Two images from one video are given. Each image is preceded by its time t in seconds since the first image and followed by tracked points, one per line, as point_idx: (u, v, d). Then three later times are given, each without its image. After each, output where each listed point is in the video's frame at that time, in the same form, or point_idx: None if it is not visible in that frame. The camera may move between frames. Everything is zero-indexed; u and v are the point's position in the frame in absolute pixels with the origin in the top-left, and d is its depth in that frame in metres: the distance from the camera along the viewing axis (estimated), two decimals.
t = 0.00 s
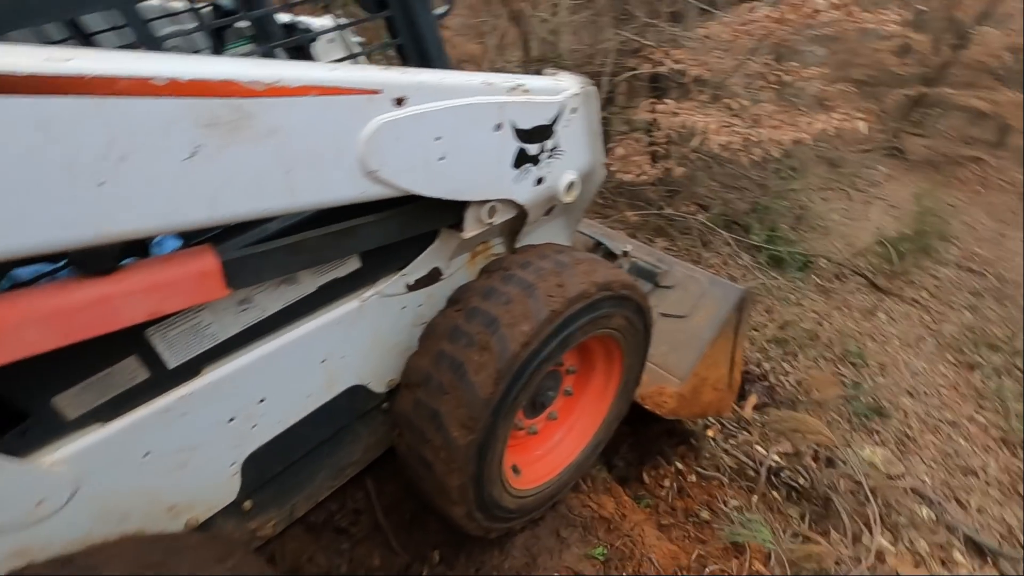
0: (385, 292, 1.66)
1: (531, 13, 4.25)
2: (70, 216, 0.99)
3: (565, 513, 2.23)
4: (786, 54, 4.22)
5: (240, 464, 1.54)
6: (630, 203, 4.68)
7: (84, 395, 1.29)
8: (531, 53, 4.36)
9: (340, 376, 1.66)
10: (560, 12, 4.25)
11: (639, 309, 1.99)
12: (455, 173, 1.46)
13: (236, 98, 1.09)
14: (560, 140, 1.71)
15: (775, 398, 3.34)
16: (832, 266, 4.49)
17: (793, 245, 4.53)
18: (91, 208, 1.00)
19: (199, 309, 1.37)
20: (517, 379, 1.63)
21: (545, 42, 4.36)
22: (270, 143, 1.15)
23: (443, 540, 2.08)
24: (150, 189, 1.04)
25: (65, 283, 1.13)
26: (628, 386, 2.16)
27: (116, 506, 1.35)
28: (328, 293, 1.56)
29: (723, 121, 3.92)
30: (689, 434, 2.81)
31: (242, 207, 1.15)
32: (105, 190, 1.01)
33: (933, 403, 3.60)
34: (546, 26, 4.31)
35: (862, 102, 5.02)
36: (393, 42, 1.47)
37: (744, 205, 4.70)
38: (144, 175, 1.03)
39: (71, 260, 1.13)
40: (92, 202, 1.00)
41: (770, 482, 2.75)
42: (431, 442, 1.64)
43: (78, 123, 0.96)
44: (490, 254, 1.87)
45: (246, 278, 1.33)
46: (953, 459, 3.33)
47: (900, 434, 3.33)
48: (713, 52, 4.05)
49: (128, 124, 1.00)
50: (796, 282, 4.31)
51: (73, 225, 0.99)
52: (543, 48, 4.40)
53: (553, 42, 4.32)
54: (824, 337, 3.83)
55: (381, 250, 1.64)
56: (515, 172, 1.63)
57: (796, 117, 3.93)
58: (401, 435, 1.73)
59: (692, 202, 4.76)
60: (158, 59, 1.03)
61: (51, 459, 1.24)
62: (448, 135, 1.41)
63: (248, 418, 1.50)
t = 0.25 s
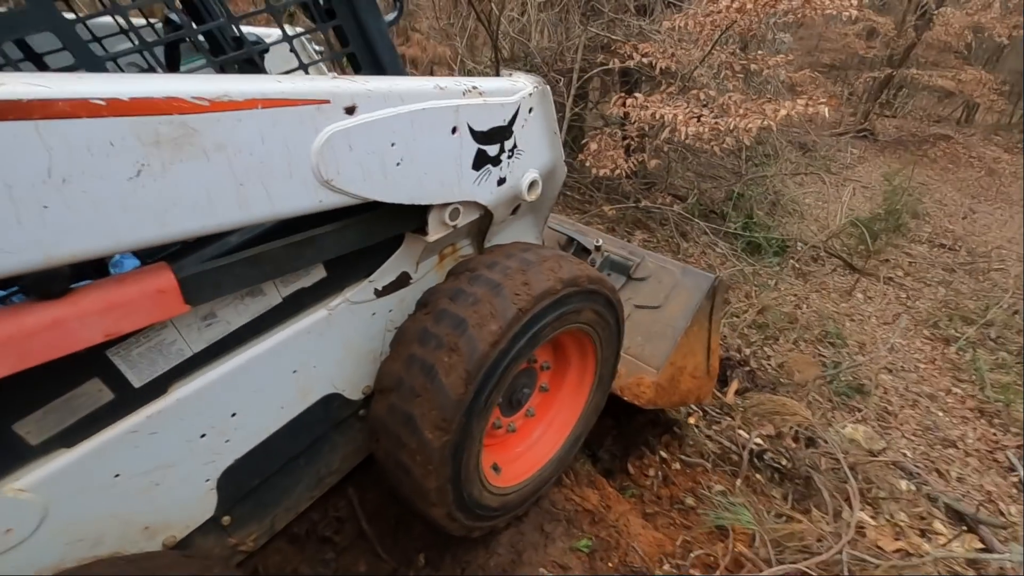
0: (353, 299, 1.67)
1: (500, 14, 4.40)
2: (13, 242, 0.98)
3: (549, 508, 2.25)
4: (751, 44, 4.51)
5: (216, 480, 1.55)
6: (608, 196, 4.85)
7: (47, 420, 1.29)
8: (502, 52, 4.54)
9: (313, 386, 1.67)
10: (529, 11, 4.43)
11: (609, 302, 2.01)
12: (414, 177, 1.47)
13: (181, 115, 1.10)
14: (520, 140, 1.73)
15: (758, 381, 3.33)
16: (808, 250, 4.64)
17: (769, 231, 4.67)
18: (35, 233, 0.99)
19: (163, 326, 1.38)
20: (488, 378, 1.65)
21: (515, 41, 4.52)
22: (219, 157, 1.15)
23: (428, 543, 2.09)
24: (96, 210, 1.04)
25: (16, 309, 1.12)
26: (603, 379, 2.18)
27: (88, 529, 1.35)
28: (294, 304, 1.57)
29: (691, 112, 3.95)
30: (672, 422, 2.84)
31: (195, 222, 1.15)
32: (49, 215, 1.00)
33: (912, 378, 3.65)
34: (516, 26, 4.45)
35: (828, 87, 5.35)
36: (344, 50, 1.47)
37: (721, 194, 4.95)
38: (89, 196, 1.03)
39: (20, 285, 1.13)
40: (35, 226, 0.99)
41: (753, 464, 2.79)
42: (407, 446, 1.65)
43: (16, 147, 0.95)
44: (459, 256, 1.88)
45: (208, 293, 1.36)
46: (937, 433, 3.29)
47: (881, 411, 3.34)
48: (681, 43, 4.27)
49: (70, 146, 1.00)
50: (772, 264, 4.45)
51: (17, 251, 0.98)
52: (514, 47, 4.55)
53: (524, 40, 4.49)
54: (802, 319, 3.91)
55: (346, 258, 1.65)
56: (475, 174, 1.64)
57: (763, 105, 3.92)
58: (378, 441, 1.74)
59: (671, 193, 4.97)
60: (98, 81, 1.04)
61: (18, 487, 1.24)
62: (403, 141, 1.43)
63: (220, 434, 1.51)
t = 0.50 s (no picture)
0: (355, 305, 1.66)
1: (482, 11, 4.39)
2: (11, 262, 0.97)
3: (557, 504, 2.24)
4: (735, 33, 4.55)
5: (223, 493, 1.55)
6: (598, 190, 4.76)
7: (50, 442, 1.27)
8: (486, 50, 4.51)
9: (317, 394, 1.66)
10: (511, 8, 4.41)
11: (610, 296, 2.01)
12: (412, 180, 1.47)
13: (178, 125, 1.08)
14: (516, 138, 1.72)
15: (754, 369, 3.34)
16: (797, 236, 4.68)
17: (759, 219, 4.71)
18: (33, 252, 0.98)
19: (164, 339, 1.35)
20: (495, 379, 1.65)
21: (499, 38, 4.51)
22: (218, 166, 1.14)
23: (438, 545, 2.08)
24: (94, 226, 1.02)
25: (15, 330, 1.12)
26: (606, 374, 2.18)
27: (95, 546, 1.40)
28: (296, 312, 1.55)
29: (678, 103, 3.94)
30: (673, 413, 2.84)
31: (195, 233, 1.14)
32: (47, 232, 0.99)
33: (905, 358, 3.66)
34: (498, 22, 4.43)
35: (810, 73, 5.38)
36: (337, 54, 1.46)
37: (709, 183, 4.92)
38: (87, 212, 1.02)
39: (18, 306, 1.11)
40: (33, 246, 0.98)
41: (755, 452, 2.80)
42: (415, 450, 1.65)
43: (11, 165, 0.94)
44: (458, 257, 1.87)
45: (212, 302, 1.34)
46: (930, 411, 3.33)
47: (876, 392, 3.36)
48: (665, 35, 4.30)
49: (66, 161, 0.98)
50: (762, 251, 4.48)
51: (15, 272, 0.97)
52: (498, 44, 4.54)
53: (508, 37, 4.48)
54: (796, 304, 3.92)
55: (346, 263, 1.63)
56: (473, 173, 1.64)
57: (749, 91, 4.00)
58: (386, 446, 1.73)
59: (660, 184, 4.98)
60: (92, 93, 1.02)
61: (23, 510, 1.27)
62: (401, 143, 1.42)
63: (226, 447, 1.50)
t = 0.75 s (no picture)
0: (336, 296, 1.62)
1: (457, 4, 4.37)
2: None
3: (553, 491, 2.22)
4: (712, 17, 4.56)
5: (208, 495, 1.51)
6: (581, 179, 4.81)
7: (22, 448, 1.23)
8: (462, 43, 4.49)
9: (301, 390, 1.62)
10: None
11: (596, 278, 1.99)
12: (388, 163, 1.43)
13: (135, 108, 1.04)
14: (493, 119, 1.70)
15: (744, 350, 3.34)
16: (782, 218, 4.70)
17: (742, 202, 4.72)
18: None
19: (136, 339, 1.32)
20: (482, 365, 1.62)
21: (475, 31, 4.49)
22: (181, 151, 1.10)
23: (434, 538, 2.04)
24: (50, 215, 0.98)
25: None
26: (595, 357, 2.16)
27: (76, 557, 1.33)
28: (274, 305, 1.52)
29: (658, 87, 3.92)
30: (666, 397, 2.83)
31: (161, 222, 1.10)
32: None
33: (892, 334, 3.64)
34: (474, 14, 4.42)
35: (788, 55, 5.41)
36: (304, 36, 1.42)
37: (692, 168, 4.99)
38: (42, 201, 0.97)
39: None
40: None
41: (748, 430, 2.81)
42: (404, 441, 1.61)
43: None
44: (440, 244, 1.84)
45: (185, 297, 1.30)
46: (920, 387, 3.28)
47: (864, 368, 3.36)
48: (642, 21, 4.31)
49: (16, 148, 0.94)
50: (748, 234, 4.49)
51: None
52: (474, 37, 4.52)
53: (485, 29, 4.46)
54: (782, 285, 3.93)
55: (325, 253, 1.60)
56: (450, 156, 1.60)
57: (729, 74, 3.91)
58: (374, 439, 1.69)
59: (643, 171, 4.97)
60: (41, 76, 0.98)
61: None
62: (374, 126, 1.38)
63: (208, 447, 1.46)
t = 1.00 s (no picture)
0: (337, 303, 1.65)
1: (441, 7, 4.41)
2: None
3: (557, 487, 2.26)
4: (693, 12, 4.62)
5: (219, 505, 1.52)
6: (570, 177, 4.85)
7: (37, 465, 1.25)
8: (447, 46, 4.54)
9: (307, 397, 1.64)
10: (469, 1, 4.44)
11: (592, 275, 2.03)
12: (384, 171, 1.46)
13: (138, 128, 1.07)
14: (484, 124, 1.73)
15: (738, 339, 3.40)
16: (769, 207, 4.78)
17: (730, 193, 4.79)
18: None
19: (144, 354, 1.35)
20: (484, 365, 1.65)
21: (460, 33, 4.53)
22: (185, 168, 1.13)
23: (442, 537, 2.07)
24: (61, 236, 1.00)
25: None
26: (593, 353, 2.19)
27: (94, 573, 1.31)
28: (278, 314, 1.55)
29: (643, 84, 3.96)
30: (663, 389, 2.87)
31: (168, 238, 1.13)
32: (13, 246, 0.96)
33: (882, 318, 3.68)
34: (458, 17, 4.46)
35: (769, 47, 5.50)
36: (296, 50, 1.44)
37: (679, 161, 5.07)
38: (52, 223, 0.99)
39: None
40: None
41: (745, 418, 2.85)
42: (410, 443, 1.64)
43: None
44: (436, 248, 1.87)
45: (190, 311, 1.33)
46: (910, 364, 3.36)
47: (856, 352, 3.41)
48: (625, 18, 4.36)
49: (25, 172, 0.96)
50: (737, 225, 4.55)
51: None
52: (459, 39, 4.56)
53: (469, 31, 4.50)
54: (773, 274, 3.98)
55: (324, 261, 1.63)
56: (444, 161, 1.63)
57: (712, 69, 3.94)
58: (380, 443, 1.72)
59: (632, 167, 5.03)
60: (47, 102, 1.00)
61: (15, 539, 1.19)
62: (369, 135, 1.41)
63: (218, 457, 1.48)
